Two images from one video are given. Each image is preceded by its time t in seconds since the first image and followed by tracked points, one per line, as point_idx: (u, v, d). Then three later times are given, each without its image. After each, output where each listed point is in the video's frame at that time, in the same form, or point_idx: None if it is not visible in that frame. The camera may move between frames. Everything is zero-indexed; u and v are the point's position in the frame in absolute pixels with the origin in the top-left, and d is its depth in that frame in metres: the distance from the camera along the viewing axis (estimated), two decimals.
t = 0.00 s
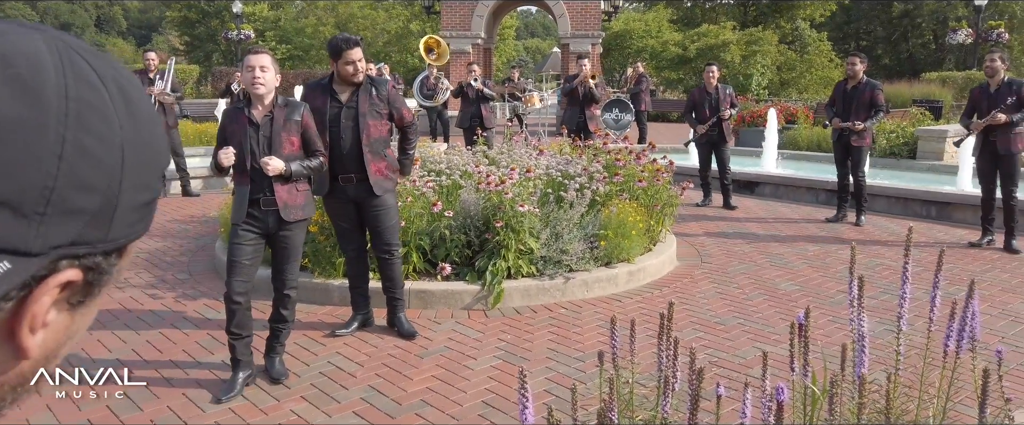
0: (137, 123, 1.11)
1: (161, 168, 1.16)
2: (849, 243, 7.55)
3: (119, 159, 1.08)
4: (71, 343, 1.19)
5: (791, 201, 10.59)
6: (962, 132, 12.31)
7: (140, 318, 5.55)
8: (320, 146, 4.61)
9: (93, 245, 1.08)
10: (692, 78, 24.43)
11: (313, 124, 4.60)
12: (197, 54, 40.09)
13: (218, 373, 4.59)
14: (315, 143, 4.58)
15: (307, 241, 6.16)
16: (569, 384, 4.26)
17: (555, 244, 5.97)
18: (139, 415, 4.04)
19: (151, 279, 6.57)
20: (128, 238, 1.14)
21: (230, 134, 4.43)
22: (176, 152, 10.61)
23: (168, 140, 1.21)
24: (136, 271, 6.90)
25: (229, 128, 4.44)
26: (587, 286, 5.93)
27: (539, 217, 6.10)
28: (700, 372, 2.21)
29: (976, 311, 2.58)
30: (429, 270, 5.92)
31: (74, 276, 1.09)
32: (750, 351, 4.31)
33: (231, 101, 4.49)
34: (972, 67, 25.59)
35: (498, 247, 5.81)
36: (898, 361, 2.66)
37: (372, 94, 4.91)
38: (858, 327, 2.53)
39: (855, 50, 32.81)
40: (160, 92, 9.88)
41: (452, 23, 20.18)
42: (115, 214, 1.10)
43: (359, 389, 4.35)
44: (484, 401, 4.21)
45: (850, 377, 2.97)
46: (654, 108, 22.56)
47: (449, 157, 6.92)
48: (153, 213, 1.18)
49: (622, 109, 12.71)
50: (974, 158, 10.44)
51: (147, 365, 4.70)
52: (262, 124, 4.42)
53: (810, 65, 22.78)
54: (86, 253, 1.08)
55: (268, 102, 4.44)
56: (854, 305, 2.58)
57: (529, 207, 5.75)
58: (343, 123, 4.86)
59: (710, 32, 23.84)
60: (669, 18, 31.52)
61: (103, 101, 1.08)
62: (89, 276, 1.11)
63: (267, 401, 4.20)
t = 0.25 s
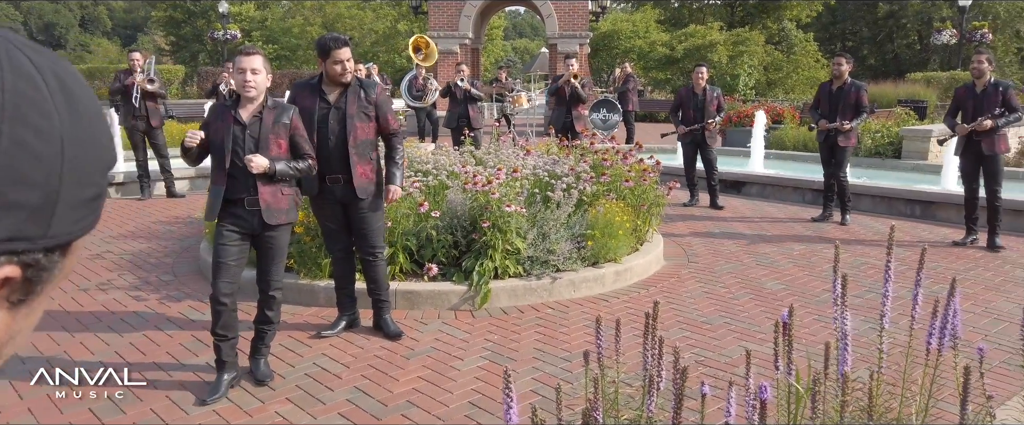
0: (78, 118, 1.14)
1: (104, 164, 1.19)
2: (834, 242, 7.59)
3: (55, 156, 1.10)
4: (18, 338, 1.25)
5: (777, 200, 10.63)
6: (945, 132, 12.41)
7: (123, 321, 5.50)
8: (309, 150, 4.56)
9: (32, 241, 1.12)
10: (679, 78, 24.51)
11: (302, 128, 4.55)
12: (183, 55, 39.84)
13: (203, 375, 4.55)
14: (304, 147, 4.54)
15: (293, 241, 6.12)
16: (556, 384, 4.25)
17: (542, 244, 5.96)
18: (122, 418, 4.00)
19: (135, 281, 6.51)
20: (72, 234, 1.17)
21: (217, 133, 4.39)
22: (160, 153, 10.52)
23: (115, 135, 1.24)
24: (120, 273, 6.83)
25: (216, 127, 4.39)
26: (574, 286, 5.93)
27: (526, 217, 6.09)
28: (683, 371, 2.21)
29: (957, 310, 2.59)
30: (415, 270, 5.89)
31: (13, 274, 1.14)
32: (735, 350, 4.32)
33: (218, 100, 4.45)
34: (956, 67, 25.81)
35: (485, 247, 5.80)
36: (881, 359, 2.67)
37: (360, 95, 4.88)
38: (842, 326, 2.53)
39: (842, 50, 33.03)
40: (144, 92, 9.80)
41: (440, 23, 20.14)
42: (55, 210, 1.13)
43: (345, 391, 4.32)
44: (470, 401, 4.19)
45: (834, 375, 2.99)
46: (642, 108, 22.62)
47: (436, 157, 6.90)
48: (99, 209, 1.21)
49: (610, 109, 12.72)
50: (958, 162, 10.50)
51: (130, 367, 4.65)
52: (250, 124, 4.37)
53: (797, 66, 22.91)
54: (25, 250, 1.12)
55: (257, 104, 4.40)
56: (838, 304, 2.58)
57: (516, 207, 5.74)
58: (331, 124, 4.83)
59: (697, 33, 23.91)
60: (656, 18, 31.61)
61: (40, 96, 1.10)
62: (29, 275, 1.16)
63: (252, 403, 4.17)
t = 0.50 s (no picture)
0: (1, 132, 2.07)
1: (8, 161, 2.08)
2: (815, 241, 7.64)
3: None
4: None
5: (760, 200, 10.69)
6: (925, 132, 12.53)
7: (102, 324, 5.43)
8: (287, 155, 4.55)
9: None
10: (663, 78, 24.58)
11: (284, 132, 4.53)
12: (164, 55, 39.50)
13: (182, 378, 4.51)
14: (284, 152, 4.52)
15: (274, 242, 6.08)
16: (538, 384, 4.24)
17: (525, 244, 5.95)
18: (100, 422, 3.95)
19: (115, 283, 6.43)
20: None
21: (199, 130, 4.33)
22: (139, 154, 10.40)
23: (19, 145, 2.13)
24: (99, 275, 6.75)
25: (198, 125, 4.33)
26: (557, 286, 5.93)
27: (509, 217, 6.08)
28: (663, 370, 2.21)
29: (934, 307, 2.61)
30: (398, 271, 5.87)
31: None
32: (716, 349, 4.33)
33: (200, 99, 4.39)
34: (936, 68, 26.09)
35: (468, 248, 5.79)
36: (860, 357, 2.68)
37: (345, 96, 4.83)
38: (820, 324, 2.55)
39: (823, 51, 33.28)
40: (123, 88, 9.68)
41: (423, 24, 20.09)
42: None
43: (326, 393, 4.29)
44: (452, 402, 4.18)
45: (813, 374, 3.00)
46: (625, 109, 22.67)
47: (419, 157, 6.88)
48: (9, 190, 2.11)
49: (594, 109, 12.74)
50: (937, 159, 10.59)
51: (108, 371, 4.59)
52: (233, 125, 4.33)
53: (779, 66, 23.07)
54: None
55: (241, 105, 4.36)
56: (817, 302, 2.60)
57: (499, 207, 5.73)
58: (316, 124, 4.80)
59: (680, 33, 24.00)
60: (640, 19, 31.73)
61: None
62: None
63: (232, 405, 4.13)
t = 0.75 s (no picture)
0: None
1: None
2: (792, 241, 7.71)
3: None
4: None
5: (738, 200, 10.77)
6: (899, 132, 12.69)
7: (76, 328, 5.35)
8: (263, 155, 4.54)
9: None
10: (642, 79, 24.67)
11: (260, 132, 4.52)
12: (139, 55, 39.04)
13: (157, 381, 4.45)
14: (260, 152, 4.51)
15: (251, 244, 6.03)
16: (517, 385, 4.24)
17: (504, 244, 5.95)
18: None
19: (89, 287, 6.34)
20: None
21: (175, 131, 4.26)
22: (118, 155, 10.26)
23: None
24: (73, 278, 6.65)
25: (174, 125, 4.27)
26: (536, 286, 5.93)
27: (488, 218, 6.07)
28: (639, 371, 2.21)
29: (906, 305, 2.64)
30: (377, 272, 5.84)
31: None
32: (694, 348, 4.35)
33: (175, 99, 4.34)
34: (911, 68, 26.41)
35: (448, 248, 5.77)
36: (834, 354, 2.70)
37: (333, 95, 4.76)
38: (795, 322, 2.56)
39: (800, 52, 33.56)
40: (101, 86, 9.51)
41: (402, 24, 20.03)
42: None
43: (304, 395, 4.26)
44: (431, 403, 4.16)
45: (788, 372, 3.02)
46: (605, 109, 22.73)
47: (398, 158, 6.86)
48: None
49: (574, 110, 12.77)
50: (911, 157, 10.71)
51: (81, 375, 4.52)
52: (209, 125, 4.28)
53: (757, 67, 23.23)
54: None
55: (217, 106, 4.32)
56: (791, 300, 2.62)
57: (478, 208, 5.72)
58: (301, 123, 4.75)
59: (660, 34, 24.09)
60: (619, 20, 31.82)
61: None
62: None
63: (207, 409, 4.09)
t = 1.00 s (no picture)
0: None
1: None
2: (769, 240, 7.78)
3: None
4: None
5: (714, 199, 10.86)
6: (872, 132, 12.87)
7: (46, 332, 5.27)
8: (236, 154, 4.50)
9: None
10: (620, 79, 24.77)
11: (233, 132, 4.48)
12: (113, 55, 38.52)
13: (130, 385, 4.39)
14: (233, 151, 4.47)
15: (226, 245, 5.97)
16: (495, 385, 4.24)
17: (482, 245, 5.94)
18: None
19: (60, 290, 6.25)
20: None
21: (145, 132, 4.21)
22: (95, 156, 10.05)
23: None
24: (44, 282, 6.55)
25: (145, 126, 4.21)
26: (514, 287, 5.93)
27: (466, 218, 6.06)
28: (614, 369, 2.22)
29: (877, 302, 2.68)
30: (354, 274, 5.81)
31: None
32: (671, 347, 4.38)
33: (144, 100, 4.27)
34: (884, 69, 26.76)
35: (426, 249, 5.75)
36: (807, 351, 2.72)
37: (319, 92, 4.73)
38: (769, 320, 2.59)
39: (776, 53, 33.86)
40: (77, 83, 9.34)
41: (380, 24, 19.96)
42: None
43: (280, 398, 4.23)
44: (409, 405, 4.15)
45: (762, 369, 3.05)
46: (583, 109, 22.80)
47: (375, 159, 6.83)
48: None
49: (552, 110, 12.80)
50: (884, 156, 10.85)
51: (52, 380, 4.45)
52: (181, 126, 4.23)
53: (734, 68, 23.41)
54: None
55: (188, 106, 4.27)
56: (765, 298, 2.65)
57: (456, 208, 5.71)
58: (288, 122, 4.72)
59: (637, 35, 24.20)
60: (597, 21, 31.92)
61: None
62: None
63: (182, 413, 4.04)
